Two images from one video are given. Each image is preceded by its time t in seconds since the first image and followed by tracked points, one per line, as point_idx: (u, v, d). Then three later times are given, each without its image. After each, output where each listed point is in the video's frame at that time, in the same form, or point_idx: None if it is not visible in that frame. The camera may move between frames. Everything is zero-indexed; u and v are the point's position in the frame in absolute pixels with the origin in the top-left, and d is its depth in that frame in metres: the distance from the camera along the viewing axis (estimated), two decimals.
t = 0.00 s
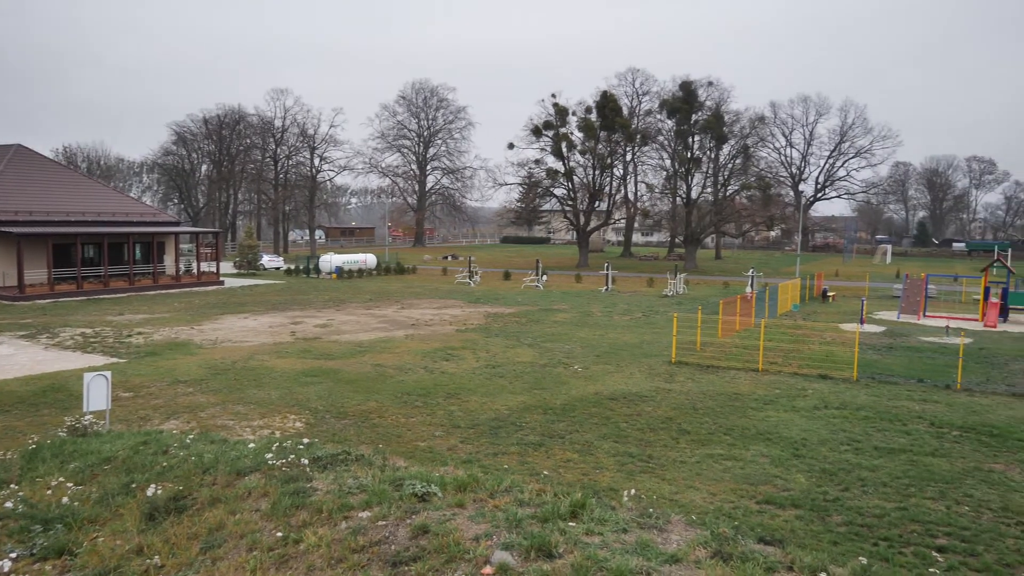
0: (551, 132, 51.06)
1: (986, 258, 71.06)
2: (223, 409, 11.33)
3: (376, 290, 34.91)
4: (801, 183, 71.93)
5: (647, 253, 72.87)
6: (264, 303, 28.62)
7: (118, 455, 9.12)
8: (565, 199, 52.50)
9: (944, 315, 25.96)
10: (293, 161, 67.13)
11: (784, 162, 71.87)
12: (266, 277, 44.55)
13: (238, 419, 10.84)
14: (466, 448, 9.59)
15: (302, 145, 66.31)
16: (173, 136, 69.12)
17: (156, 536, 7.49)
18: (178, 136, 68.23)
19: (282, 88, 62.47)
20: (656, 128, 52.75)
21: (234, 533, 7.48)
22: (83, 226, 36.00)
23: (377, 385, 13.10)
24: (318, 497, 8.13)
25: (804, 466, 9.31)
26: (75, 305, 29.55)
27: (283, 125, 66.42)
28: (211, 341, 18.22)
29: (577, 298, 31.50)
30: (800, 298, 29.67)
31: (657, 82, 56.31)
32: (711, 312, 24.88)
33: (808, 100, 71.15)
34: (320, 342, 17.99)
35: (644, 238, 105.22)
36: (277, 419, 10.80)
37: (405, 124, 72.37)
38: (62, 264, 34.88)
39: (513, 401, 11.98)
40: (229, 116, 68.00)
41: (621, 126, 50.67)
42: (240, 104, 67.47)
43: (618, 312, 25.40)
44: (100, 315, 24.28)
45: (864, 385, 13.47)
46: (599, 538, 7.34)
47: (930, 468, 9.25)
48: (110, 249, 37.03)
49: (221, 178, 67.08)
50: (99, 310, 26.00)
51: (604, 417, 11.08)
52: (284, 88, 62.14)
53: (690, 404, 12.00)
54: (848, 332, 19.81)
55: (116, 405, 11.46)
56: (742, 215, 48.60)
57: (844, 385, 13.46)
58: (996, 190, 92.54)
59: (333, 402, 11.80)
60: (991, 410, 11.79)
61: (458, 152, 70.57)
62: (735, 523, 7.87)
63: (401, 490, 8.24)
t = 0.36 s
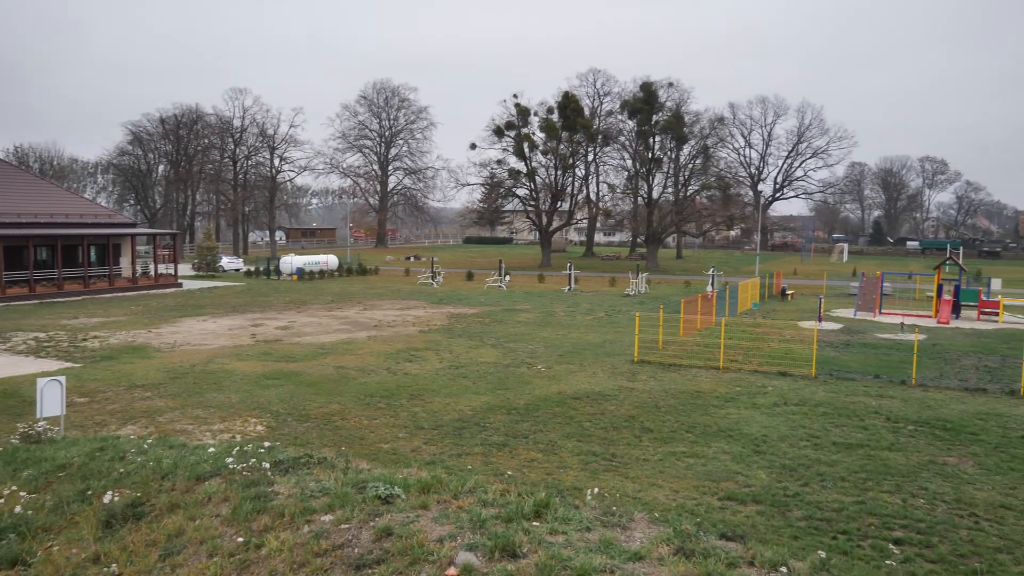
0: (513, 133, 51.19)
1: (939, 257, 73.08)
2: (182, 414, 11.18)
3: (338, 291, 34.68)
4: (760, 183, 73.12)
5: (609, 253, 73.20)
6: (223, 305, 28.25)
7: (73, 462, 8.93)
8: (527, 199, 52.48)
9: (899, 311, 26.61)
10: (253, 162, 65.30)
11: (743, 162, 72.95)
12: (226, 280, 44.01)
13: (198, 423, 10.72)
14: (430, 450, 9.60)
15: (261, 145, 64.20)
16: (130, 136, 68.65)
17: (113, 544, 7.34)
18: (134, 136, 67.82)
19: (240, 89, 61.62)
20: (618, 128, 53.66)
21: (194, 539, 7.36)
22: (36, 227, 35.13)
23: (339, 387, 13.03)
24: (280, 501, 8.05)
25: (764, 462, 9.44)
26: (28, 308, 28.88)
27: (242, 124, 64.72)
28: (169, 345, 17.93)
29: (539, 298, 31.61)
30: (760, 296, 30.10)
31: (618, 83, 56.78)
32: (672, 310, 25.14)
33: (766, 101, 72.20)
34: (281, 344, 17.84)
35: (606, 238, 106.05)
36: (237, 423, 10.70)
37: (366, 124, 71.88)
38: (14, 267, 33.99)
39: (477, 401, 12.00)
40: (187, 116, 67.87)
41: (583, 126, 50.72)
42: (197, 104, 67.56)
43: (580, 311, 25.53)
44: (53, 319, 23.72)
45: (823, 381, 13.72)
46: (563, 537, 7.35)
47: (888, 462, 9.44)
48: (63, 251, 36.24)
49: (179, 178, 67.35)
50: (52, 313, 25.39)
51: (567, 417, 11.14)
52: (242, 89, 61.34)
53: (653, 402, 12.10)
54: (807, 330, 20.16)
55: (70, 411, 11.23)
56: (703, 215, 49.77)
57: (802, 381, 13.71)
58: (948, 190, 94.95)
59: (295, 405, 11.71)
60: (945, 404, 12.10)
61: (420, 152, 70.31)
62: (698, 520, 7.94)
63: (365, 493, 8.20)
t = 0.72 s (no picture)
0: (479, 133, 51.16)
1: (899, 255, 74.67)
2: (145, 418, 11.02)
3: (304, 292, 34.47)
4: (724, 183, 74.15)
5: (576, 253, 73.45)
6: (186, 307, 27.91)
7: (32, 468, 8.76)
8: (494, 199, 52.21)
9: (861, 309, 27.14)
10: (215, 162, 65.14)
11: (708, 162, 73.87)
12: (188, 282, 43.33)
13: (161, 427, 10.58)
14: (398, 452, 9.60)
15: (225, 145, 64.39)
16: (89, 135, 66.86)
17: (73, 552, 7.20)
18: (93, 137, 65.98)
19: (201, 89, 60.62)
20: (584, 129, 53.39)
21: (157, 545, 7.24)
22: None
23: (306, 389, 12.94)
24: (245, 505, 7.96)
25: (731, 459, 9.54)
26: None
27: (205, 124, 64.22)
28: (132, 348, 17.66)
29: (506, 298, 31.68)
30: (726, 294, 30.44)
31: (583, 84, 57.02)
32: (639, 310, 25.32)
33: (729, 102, 73.38)
34: (247, 346, 17.67)
35: (572, 238, 106.66)
36: (202, 427, 10.59)
37: (331, 124, 71.58)
38: None
39: (445, 402, 12.01)
40: (148, 116, 66.36)
41: (549, 127, 50.83)
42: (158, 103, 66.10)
43: (547, 311, 25.60)
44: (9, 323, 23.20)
45: (787, 379, 13.92)
46: (530, 537, 7.35)
47: (851, 457, 9.60)
48: (21, 254, 35.47)
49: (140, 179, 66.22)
50: (8, 317, 24.83)
51: (535, 416, 11.18)
52: (204, 88, 60.30)
53: (620, 401, 12.18)
54: (771, 328, 20.43)
55: (28, 416, 11.00)
56: (668, 214, 51.12)
57: (768, 379, 13.89)
58: (907, 190, 96.97)
59: (261, 407, 11.62)
60: (905, 400, 12.33)
61: (386, 152, 70.04)
62: (665, 517, 8.00)
63: (332, 496, 8.14)
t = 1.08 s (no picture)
0: (456, 133, 51.10)
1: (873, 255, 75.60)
2: (119, 421, 10.90)
3: (280, 294, 34.26)
4: (699, 182, 74.72)
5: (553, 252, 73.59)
6: (159, 309, 27.60)
7: (2, 474, 8.63)
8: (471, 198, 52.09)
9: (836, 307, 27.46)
10: (189, 163, 65.17)
11: (684, 162, 74.35)
12: (162, 283, 42.93)
13: (135, 431, 10.48)
14: (375, 453, 9.59)
15: (199, 145, 64.25)
16: (59, 134, 64.87)
17: (45, 557, 7.08)
18: (64, 137, 63.97)
19: (174, 89, 60.07)
20: (560, 129, 53.63)
21: (131, 550, 7.14)
22: None
23: (283, 390, 12.88)
24: (221, 508, 7.90)
25: (708, 457, 9.60)
26: None
27: (179, 125, 63.96)
28: (105, 350, 17.44)
29: (483, 298, 31.67)
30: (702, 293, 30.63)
31: (559, 84, 57.24)
32: (616, 309, 25.42)
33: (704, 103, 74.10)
34: (223, 348, 17.53)
35: (549, 238, 106.79)
36: (177, 430, 10.50)
37: (307, 124, 71.19)
38: None
39: (422, 403, 11.99)
40: (120, 115, 65.21)
41: (526, 127, 50.90)
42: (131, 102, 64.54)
43: (525, 311, 25.62)
44: None
45: (763, 377, 14.03)
46: (508, 537, 7.36)
47: (826, 454, 9.70)
48: None
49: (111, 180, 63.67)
50: None
51: (513, 416, 11.19)
52: (177, 89, 59.90)
53: (598, 400, 12.23)
54: (747, 327, 20.59)
55: None
56: (645, 214, 51.39)
57: (743, 377, 14.00)
58: (880, 190, 98.21)
59: (237, 409, 11.53)
60: (879, 397, 12.48)
61: (362, 153, 69.77)
62: (643, 516, 8.03)
63: (309, 498, 8.10)
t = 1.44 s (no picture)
0: (440, 133, 51.03)
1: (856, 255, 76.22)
2: (101, 424, 10.82)
3: (264, 294, 34.09)
4: (683, 182, 75.06)
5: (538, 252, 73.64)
6: (141, 310, 27.39)
7: None
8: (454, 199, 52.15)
9: (819, 306, 27.67)
10: (171, 163, 65.45)
11: (668, 162, 74.62)
12: (144, 284, 42.61)
13: (117, 433, 10.40)
14: (361, 454, 9.58)
15: (180, 146, 64.87)
16: (39, 135, 64.28)
17: (26, 560, 6.99)
18: (44, 137, 63.36)
19: (156, 89, 59.44)
20: (544, 130, 53.50)
21: (114, 553, 7.07)
22: None
23: (267, 392, 12.82)
24: (205, 511, 7.85)
25: (692, 456, 9.64)
26: None
27: (160, 125, 64.64)
28: (86, 353, 17.28)
29: (467, 298, 31.66)
30: (684, 293, 30.69)
31: (542, 83, 57.36)
32: (601, 309, 25.46)
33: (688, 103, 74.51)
34: (206, 350, 17.42)
35: (534, 238, 106.91)
36: (160, 432, 10.43)
37: (290, 124, 70.94)
38: None
39: (407, 404, 11.97)
40: (101, 116, 64.35)
41: (510, 127, 50.84)
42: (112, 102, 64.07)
43: (509, 311, 25.62)
44: None
45: (747, 376, 14.11)
46: (494, 537, 7.36)
47: (809, 452, 9.76)
48: None
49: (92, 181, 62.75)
50: None
51: (498, 416, 11.19)
52: (159, 89, 59.22)
53: (583, 400, 12.26)
54: (731, 326, 20.68)
55: None
56: (629, 214, 51.09)
57: (727, 376, 14.06)
58: (862, 190, 99.11)
59: (220, 412, 11.47)
60: (861, 395, 12.58)
61: (346, 153, 69.56)
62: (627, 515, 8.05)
63: (293, 500, 8.07)
